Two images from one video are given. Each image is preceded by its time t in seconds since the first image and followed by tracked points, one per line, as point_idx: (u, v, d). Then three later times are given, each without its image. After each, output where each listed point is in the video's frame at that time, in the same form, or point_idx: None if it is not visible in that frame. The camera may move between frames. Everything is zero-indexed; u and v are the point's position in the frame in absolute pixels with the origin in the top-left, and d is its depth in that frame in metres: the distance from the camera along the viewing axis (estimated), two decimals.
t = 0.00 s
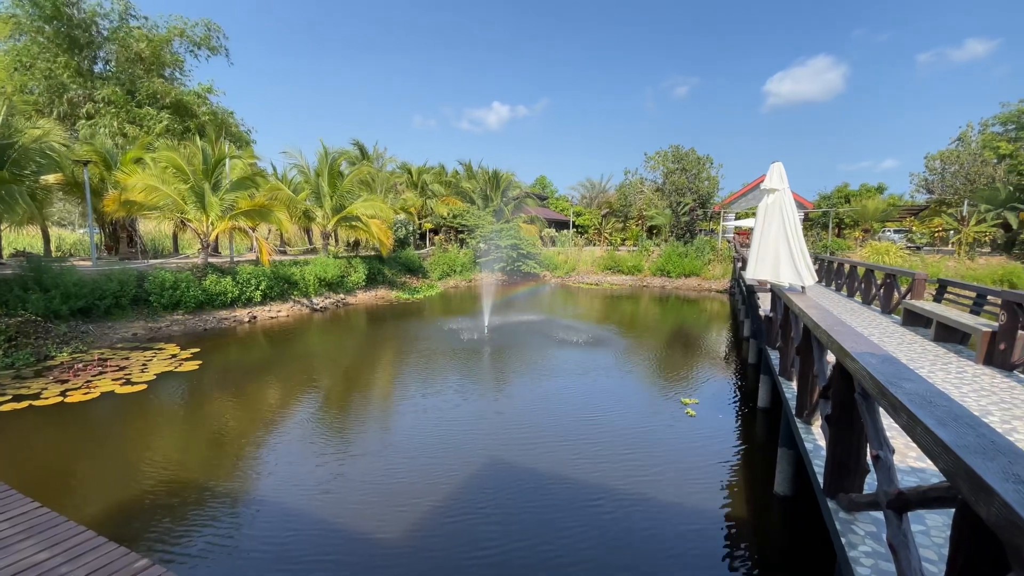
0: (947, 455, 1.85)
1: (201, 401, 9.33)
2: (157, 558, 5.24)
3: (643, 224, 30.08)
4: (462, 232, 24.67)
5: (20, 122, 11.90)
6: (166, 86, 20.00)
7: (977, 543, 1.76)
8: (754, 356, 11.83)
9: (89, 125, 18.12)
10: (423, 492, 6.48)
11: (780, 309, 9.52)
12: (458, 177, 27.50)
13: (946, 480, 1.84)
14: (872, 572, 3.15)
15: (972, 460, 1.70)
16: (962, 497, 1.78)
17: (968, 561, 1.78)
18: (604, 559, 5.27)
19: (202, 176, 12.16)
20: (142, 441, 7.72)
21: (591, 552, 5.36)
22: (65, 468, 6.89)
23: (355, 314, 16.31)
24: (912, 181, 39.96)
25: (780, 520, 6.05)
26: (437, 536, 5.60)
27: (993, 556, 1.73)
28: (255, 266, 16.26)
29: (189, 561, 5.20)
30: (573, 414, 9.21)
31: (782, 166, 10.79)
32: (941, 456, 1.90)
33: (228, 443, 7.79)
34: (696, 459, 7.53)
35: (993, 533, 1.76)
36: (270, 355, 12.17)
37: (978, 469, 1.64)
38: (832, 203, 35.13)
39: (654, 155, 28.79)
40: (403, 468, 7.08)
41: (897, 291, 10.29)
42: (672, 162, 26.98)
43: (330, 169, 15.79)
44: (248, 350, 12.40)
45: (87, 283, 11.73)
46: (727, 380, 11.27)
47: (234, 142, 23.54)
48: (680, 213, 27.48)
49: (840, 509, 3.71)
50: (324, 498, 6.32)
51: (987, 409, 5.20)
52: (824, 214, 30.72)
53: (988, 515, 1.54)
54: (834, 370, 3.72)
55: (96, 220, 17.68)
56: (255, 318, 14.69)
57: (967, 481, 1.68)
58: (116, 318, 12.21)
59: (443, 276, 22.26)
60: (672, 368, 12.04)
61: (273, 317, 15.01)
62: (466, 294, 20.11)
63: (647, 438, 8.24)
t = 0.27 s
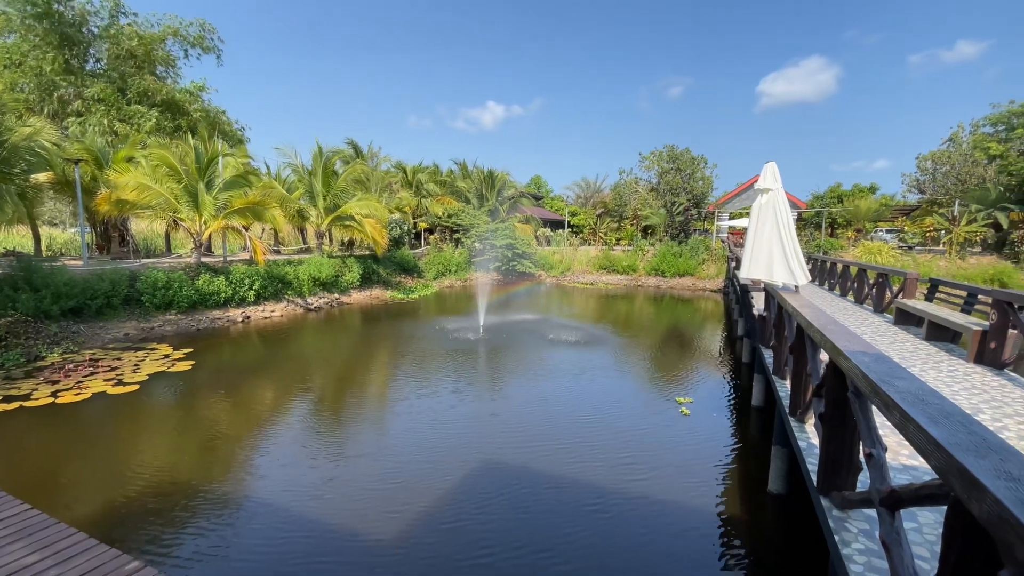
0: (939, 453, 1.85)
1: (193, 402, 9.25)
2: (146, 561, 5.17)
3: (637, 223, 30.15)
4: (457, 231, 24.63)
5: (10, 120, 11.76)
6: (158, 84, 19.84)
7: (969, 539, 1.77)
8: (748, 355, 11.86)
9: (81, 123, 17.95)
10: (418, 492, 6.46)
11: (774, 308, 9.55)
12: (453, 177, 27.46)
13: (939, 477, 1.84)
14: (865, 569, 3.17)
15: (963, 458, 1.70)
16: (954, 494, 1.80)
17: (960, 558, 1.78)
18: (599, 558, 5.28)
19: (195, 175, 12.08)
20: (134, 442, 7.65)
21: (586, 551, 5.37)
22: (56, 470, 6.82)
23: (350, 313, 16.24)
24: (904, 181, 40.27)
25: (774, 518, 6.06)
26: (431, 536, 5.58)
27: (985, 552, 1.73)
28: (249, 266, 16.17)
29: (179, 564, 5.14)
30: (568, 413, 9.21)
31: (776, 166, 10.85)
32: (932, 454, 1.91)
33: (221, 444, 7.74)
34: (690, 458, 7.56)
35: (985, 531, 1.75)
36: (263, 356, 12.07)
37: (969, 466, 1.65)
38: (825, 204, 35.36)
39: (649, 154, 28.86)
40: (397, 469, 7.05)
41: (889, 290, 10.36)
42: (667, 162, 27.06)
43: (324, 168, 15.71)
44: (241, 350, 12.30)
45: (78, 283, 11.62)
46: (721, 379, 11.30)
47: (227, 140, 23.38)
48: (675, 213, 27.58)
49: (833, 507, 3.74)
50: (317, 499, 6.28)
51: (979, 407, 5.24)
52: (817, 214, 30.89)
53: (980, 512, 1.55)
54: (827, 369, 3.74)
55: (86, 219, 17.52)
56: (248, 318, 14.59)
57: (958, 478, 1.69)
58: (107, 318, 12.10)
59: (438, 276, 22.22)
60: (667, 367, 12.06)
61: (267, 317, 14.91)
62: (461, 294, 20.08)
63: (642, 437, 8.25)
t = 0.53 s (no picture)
0: (930, 450, 1.82)
1: (185, 402, 9.17)
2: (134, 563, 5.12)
3: (631, 223, 30.24)
4: (451, 230, 24.61)
5: None
6: (148, 82, 19.65)
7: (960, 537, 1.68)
8: (740, 354, 11.93)
9: (69, 121, 17.75)
10: (411, 493, 6.44)
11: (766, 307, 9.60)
12: (446, 176, 27.43)
13: (929, 474, 1.81)
14: (856, 566, 3.19)
15: (952, 454, 1.66)
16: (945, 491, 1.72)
17: (951, 555, 1.71)
18: (593, 556, 5.29)
19: (186, 174, 11.99)
20: (125, 444, 7.57)
21: (580, 550, 5.38)
22: (44, 472, 6.73)
23: (343, 313, 16.18)
24: (894, 181, 40.67)
25: (766, 515, 6.11)
26: (424, 537, 5.56)
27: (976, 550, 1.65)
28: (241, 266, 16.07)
29: (170, 566, 5.10)
30: (562, 412, 9.22)
31: (768, 165, 10.91)
32: (924, 451, 1.87)
33: (213, 445, 7.67)
34: (684, 456, 7.59)
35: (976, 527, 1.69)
36: (255, 356, 11.99)
37: (958, 463, 1.58)
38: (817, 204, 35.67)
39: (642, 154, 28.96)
40: (390, 469, 7.02)
41: (879, 289, 10.46)
42: (660, 162, 27.16)
43: (316, 167, 15.63)
44: (233, 350, 12.21)
45: (66, 283, 11.49)
46: (714, 378, 11.36)
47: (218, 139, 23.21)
48: (668, 213, 27.70)
49: (825, 504, 3.77)
50: (310, 500, 6.24)
51: (968, 404, 5.30)
52: (808, 214, 31.18)
53: (971, 508, 1.47)
54: (819, 367, 3.77)
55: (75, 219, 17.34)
56: (240, 318, 14.49)
57: (948, 475, 1.63)
58: (96, 318, 11.97)
59: (432, 276, 22.20)
60: (660, 366, 12.10)
61: (259, 317, 14.81)
62: (455, 293, 20.06)
63: (636, 436, 8.28)
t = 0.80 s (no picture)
0: (919, 447, 1.82)
1: (176, 404, 9.08)
2: (126, 566, 5.08)
3: (624, 222, 30.35)
4: (444, 230, 24.57)
5: None
6: (136, 80, 19.43)
7: (948, 534, 1.66)
8: (732, 352, 12.01)
9: (56, 119, 17.50)
10: (406, 493, 6.42)
11: (757, 306, 9.67)
12: (439, 175, 27.37)
13: (919, 471, 1.80)
14: (847, 561, 3.22)
15: (942, 451, 1.66)
16: (934, 487, 1.72)
17: (939, 551, 1.68)
18: (587, 555, 5.30)
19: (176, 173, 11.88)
20: (115, 446, 7.48)
21: (573, 548, 5.40)
22: (32, 476, 6.64)
23: (336, 313, 16.11)
24: (883, 181, 41.14)
25: (758, 512, 6.18)
26: (418, 537, 5.55)
27: (965, 545, 1.63)
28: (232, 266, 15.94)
29: (161, 569, 5.06)
30: (554, 411, 9.24)
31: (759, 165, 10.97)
32: (912, 448, 1.88)
33: (204, 447, 7.60)
34: (676, 454, 7.64)
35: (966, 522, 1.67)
36: (247, 357, 11.91)
37: (948, 460, 1.58)
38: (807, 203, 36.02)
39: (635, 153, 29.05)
40: (384, 469, 7.01)
41: (869, 287, 10.57)
42: (652, 162, 27.28)
43: (308, 166, 15.54)
44: (225, 351, 12.13)
45: (53, 284, 11.34)
46: (706, 376, 11.43)
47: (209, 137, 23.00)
48: (661, 212, 27.84)
49: (816, 501, 3.80)
50: (302, 502, 6.20)
51: (956, 401, 5.37)
52: (799, 213, 31.45)
53: (959, 505, 1.46)
54: (810, 365, 3.81)
55: (62, 218, 17.10)
56: (231, 318, 14.38)
57: (938, 471, 1.62)
58: (84, 319, 11.81)
59: (425, 275, 22.16)
60: (653, 364, 12.15)
61: (250, 317, 14.71)
62: (449, 292, 20.03)
63: (629, 434, 8.31)
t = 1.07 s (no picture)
0: (911, 444, 1.83)
1: (165, 406, 8.98)
2: (116, 570, 5.02)
3: (616, 221, 30.45)
4: (436, 229, 24.52)
5: None
6: (124, 77, 19.20)
7: (940, 531, 1.67)
8: (724, 350, 12.08)
9: (42, 117, 17.26)
10: (399, 493, 6.40)
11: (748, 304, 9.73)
12: (431, 174, 27.31)
13: (911, 468, 1.82)
14: (839, 558, 3.24)
15: (934, 448, 1.67)
16: (926, 484, 1.73)
17: (932, 548, 1.69)
18: (581, 554, 5.31)
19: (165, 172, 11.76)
20: (104, 448, 7.39)
21: (567, 547, 5.41)
22: (19, 479, 6.53)
23: (327, 313, 16.01)
24: (872, 181, 41.59)
25: (751, 509, 6.21)
26: (412, 538, 5.53)
27: (959, 541, 1.64)
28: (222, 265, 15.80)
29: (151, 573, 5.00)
30: (547, 410, 9.25)
31: (751, 164, 11.03)
32: (905, 444, 1.89)
33: (194, 449, 7.53)
34: (669, 452, 7.67)
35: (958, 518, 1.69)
36: (237, 357, 11.81)
37: (941, 457, 1.59)
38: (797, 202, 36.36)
39: (627, 153, 29.14)
40: (377, 470, 6.98)
41: (858, 286, 10.67)
42: (644, 161, 27.38)
43: (298, 165, 15.45)
44: (215, 351, 12.02)
45: (40, 284, 11.18)
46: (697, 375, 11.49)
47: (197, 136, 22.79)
48: (652, 212, 27.95)
49: (808, 497, 3.82)
50: (295, 504, 6.15)
51: (944, 397, 5.44)
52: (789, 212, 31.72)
53: (952, 501, 1.47)
54: (801, 362, 3.83)
55: (49, 217, 16.87)
56: (221, 319, 14.25)
57: (931, 467, 1.64)
58: (71, 320, 11.66)
59: (417, 275, 22.11)
60: (646, 363, 12.20)
61: (240, 317, 14.60)
62: (441, 292, 20.00)
63: (622, 433, 8.34)
